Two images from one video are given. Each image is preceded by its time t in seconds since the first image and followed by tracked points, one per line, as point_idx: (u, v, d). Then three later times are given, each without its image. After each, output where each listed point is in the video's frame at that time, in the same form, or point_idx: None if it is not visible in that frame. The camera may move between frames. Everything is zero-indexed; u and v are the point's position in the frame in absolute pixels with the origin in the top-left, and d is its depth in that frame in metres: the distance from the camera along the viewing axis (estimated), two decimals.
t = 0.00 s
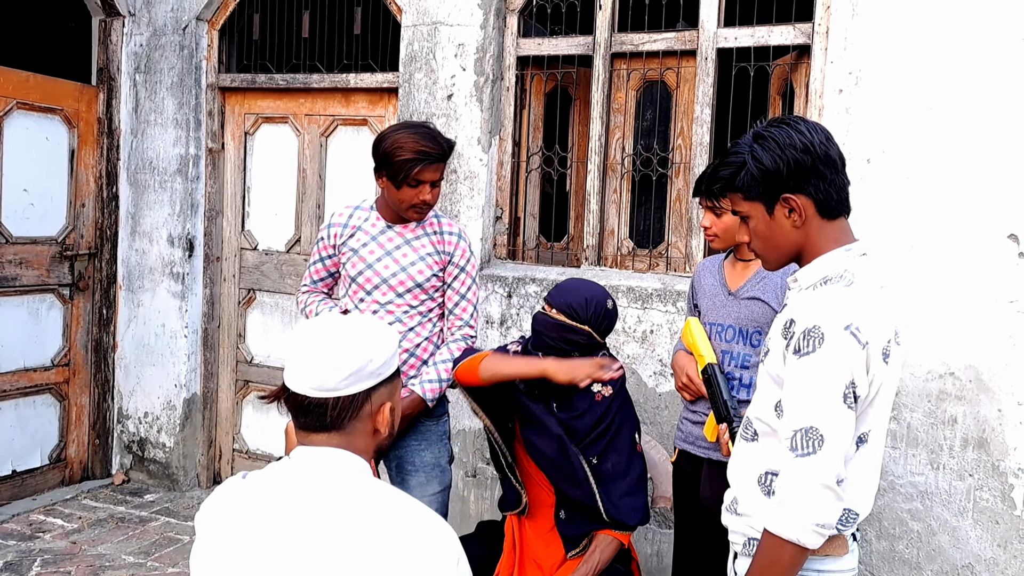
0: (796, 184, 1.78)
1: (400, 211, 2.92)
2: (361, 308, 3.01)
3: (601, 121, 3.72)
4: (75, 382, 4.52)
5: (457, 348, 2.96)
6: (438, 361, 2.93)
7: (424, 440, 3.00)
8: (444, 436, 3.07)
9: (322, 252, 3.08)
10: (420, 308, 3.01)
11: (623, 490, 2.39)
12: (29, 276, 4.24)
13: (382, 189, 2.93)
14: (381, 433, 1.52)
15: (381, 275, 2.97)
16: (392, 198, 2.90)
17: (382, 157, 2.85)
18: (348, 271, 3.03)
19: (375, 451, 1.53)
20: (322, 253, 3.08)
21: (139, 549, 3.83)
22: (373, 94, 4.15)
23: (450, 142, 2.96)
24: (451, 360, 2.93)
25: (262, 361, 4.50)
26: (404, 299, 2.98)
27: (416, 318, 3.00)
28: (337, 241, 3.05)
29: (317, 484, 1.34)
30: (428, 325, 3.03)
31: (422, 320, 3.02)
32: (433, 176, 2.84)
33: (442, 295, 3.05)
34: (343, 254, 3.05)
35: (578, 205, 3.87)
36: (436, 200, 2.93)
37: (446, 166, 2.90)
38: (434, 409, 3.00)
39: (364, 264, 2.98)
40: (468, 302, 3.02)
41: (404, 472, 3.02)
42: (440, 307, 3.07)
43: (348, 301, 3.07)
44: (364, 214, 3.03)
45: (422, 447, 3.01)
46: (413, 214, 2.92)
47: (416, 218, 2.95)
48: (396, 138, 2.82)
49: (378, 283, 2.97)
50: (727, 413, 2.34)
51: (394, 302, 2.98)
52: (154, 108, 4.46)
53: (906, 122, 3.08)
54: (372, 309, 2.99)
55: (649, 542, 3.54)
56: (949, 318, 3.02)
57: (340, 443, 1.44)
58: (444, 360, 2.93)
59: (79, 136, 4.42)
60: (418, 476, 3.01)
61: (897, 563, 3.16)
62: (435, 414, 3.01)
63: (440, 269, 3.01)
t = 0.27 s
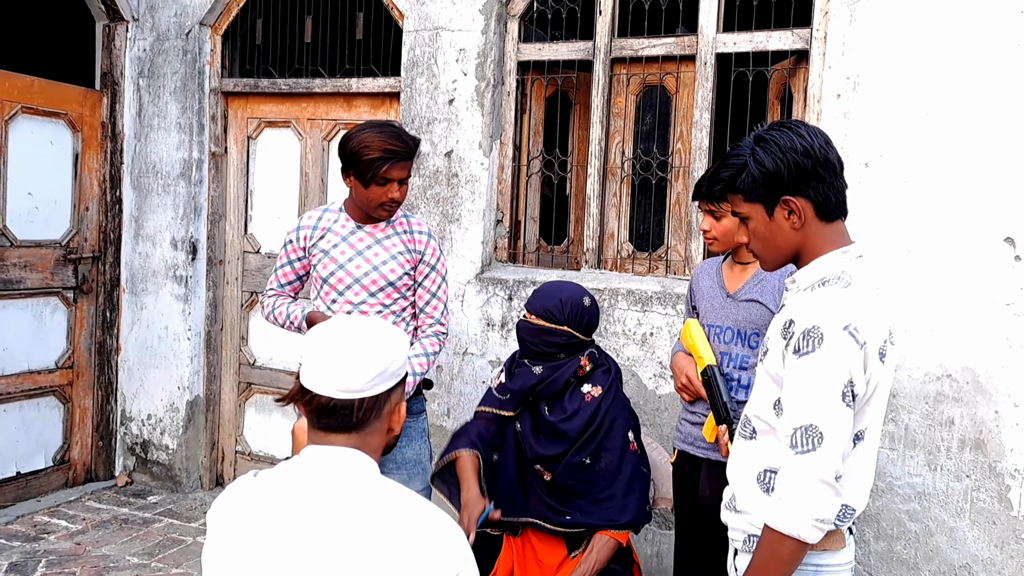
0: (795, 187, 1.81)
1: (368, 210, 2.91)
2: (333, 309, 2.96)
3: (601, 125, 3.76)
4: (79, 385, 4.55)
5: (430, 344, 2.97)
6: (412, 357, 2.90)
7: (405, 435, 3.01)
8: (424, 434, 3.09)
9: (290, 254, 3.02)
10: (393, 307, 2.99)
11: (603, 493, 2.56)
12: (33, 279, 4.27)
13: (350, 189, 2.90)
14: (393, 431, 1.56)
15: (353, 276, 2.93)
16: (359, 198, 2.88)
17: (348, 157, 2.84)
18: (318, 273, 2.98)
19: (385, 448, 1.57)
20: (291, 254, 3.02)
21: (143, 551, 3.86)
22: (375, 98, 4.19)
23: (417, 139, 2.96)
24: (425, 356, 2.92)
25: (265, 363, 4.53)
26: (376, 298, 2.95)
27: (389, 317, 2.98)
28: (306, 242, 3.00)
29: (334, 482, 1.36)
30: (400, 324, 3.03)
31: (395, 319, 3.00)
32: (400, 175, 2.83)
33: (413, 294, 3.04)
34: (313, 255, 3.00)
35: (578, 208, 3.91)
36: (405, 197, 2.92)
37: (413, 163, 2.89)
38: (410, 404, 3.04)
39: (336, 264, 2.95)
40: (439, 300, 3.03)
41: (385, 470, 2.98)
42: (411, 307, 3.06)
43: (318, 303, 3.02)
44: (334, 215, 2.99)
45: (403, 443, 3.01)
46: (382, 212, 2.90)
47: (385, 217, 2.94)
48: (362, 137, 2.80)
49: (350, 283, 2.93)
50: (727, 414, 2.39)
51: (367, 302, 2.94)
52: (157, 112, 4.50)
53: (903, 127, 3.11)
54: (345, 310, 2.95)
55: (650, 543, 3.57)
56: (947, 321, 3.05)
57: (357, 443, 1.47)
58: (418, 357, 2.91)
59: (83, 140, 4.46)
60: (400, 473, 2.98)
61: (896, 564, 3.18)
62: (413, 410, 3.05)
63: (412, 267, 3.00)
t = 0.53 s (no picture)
0: (789, 191, 1.87)
1: (355, 211, 2.93)
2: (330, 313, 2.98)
3: (599, 131, 3.82)
4: (83, 388, 4.61)
5: (429, 341, 3.05)
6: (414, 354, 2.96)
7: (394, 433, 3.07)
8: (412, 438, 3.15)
9: (280, 261, 3.03)
10: (389, 307, 3.03)
11: (596, 494, 2.63)
12: (39, 283, 4.32)
13: (340, 190, 2.93)
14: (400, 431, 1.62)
15: (348, 278, 2.96)
16: (349, 199, 2.91)
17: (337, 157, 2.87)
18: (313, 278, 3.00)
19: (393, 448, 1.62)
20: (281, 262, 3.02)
21: (148, 551, 3.91)
22: (376, 104, 4.25)
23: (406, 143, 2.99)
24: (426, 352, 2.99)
25: (267, 366, 4.58)
26: (373, 299, 2.99)
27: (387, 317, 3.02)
28: (297, 249, 3.01)
29: (345, 479, 1.42)
30: (397, 324, 3.07)
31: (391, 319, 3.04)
32: (388, 176, 2.86)
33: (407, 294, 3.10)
34: (304, 260, 3.02)
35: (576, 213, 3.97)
36: (393, 200, 2.94)
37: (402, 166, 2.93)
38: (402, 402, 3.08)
39: (330, 267, 2.96)
40: (432, 298, 3.11)
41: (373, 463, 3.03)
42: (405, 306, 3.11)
43: (312, 308, 3.03)
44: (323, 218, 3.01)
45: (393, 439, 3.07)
46: (370, 213, 2.92)
47: (373, 218, 2.96)
48: (351, 137, 2.85)
49: (346, 285, 2.96)
50: (720, 413, 2.44)
51: (364, 304, 2.97)
52: (161, 118, 4.55)
53: (895, 134, 3.17)
54: (343, 312, 2.97)
55: (647, 543, 3.60)
56: (939, 324, 3.11)
57: (368, 443, 1.52)
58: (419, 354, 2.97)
59: (87, 146, 4.51)
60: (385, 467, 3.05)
61: (889, 562, 3.24)
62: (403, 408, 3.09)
63: (406, 267, 3.05)
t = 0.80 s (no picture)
0: (779, 196, 1.90)
1: (365, 221, 2.91)
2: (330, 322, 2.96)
3: (595, 137, 3.85)
4: (83, 392, 4.64)
5: (431, 357, 3.03)
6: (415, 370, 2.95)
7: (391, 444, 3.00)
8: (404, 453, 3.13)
9: (283, 268, 3.01)
10: (391, 320, 3.01)
11: (591, 500, 2.66)
12: (39, 288, 4.35)
13: (350, 200, 2.92)
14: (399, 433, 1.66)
15: (352, 288, 2.95)
16: (359, 209, 2.90)
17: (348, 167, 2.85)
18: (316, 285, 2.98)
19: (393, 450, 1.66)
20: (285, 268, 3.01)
21: (147, 554, 3.94)
22: (373, 110, 4.28)
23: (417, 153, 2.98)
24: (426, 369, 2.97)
25: (265, 370, 4.62)
26: (376, 311, 2.97)
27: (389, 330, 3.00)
28: (301, 256, 3.00)
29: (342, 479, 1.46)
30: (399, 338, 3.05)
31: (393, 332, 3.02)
32: (399, 187, 2.84)
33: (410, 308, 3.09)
34: (308, 269, 3.00)
35: (572, 218, 4.01)
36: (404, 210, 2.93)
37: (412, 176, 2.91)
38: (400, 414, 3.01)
39: (334, 277, 2.95)
40: (435, 313, 3.10)
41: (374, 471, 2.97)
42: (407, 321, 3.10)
43: (313, 316, 3.01)
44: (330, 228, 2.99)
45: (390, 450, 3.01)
46: (380, 223, 2.91)
47: (383, 228, 2.95)
48: (361, 148, 2.82)
49: (349, 295, 2.95)
50: (710, 414, 2.46)
51: (367, 315, 2.95)
52: (160, 124, 4.59)
53: (886, 139, 3.21)
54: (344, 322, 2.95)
55: (642, 545, 3.63)
56: (930, 327, 3.14)
57: (367, 444, 1.55)
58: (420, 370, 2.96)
59: (87, 152, 4.55)
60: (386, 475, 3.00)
61: (882, 564, 3.27)
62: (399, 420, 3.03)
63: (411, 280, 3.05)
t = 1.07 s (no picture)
0: (769, 200, 1.94)
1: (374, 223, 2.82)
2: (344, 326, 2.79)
3: (588, 142, 3.90)
4: (81, 394, 4.67)
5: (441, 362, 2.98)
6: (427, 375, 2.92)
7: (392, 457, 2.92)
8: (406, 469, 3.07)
9: (290, 272, 2.83)
10: (404, 326, 2.90)
11: (597, 507, 2.73)
12: (38, 292, 4.39)
13: (360, 203, 2.83)
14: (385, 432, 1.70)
15: (367, 291, 2.80)
16: (369, 212, 2.80)
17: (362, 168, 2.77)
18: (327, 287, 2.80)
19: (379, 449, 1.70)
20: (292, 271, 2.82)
21: (145, 555, 3.97)
22: (370, 116, 4.33)
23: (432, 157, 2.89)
24: (437, 374, 2.94)
25: (263, 373, 4.65)
26: (390, 315, 2.84)
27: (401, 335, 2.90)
28: (310, 259, 2.83)
29: (330, 479, 1.50)
30: (410, 343, 2.95)
31: (405, 337, 2.92)
32: (411, 191, 2.74)
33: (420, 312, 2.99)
34: (319, 271, 2.83)
35: (566, 222, 4.05)
36: (416, 215, 2.83)
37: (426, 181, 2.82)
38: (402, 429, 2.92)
39: (348, 278, 2.80)
40: (445, 319, 3.03)
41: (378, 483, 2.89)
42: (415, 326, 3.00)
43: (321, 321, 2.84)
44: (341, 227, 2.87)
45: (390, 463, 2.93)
46: (390, 228, 2.81)
47: (393, 233, 2.85)
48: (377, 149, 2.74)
49: (364, 298, 2.80)
50: (705, 419, 2.51)
51: (381, 319, 2.83)
52: (158, 129, 4.63)
53: (875, 145, 3.25)
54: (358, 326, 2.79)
55: (635, 545, 3.67)
56: (919, 330, 3.18)
57: (353, 445, 1.59)
58: (432, 374, 2.93)
59: (86, 157, 4.59)
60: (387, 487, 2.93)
61: (872, 564, 3.31)
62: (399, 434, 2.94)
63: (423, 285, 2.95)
